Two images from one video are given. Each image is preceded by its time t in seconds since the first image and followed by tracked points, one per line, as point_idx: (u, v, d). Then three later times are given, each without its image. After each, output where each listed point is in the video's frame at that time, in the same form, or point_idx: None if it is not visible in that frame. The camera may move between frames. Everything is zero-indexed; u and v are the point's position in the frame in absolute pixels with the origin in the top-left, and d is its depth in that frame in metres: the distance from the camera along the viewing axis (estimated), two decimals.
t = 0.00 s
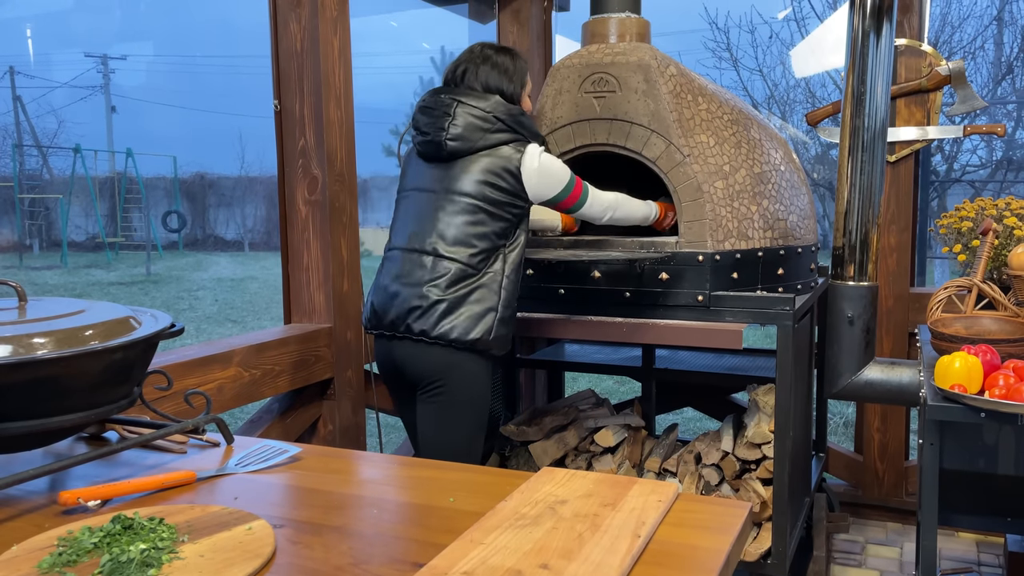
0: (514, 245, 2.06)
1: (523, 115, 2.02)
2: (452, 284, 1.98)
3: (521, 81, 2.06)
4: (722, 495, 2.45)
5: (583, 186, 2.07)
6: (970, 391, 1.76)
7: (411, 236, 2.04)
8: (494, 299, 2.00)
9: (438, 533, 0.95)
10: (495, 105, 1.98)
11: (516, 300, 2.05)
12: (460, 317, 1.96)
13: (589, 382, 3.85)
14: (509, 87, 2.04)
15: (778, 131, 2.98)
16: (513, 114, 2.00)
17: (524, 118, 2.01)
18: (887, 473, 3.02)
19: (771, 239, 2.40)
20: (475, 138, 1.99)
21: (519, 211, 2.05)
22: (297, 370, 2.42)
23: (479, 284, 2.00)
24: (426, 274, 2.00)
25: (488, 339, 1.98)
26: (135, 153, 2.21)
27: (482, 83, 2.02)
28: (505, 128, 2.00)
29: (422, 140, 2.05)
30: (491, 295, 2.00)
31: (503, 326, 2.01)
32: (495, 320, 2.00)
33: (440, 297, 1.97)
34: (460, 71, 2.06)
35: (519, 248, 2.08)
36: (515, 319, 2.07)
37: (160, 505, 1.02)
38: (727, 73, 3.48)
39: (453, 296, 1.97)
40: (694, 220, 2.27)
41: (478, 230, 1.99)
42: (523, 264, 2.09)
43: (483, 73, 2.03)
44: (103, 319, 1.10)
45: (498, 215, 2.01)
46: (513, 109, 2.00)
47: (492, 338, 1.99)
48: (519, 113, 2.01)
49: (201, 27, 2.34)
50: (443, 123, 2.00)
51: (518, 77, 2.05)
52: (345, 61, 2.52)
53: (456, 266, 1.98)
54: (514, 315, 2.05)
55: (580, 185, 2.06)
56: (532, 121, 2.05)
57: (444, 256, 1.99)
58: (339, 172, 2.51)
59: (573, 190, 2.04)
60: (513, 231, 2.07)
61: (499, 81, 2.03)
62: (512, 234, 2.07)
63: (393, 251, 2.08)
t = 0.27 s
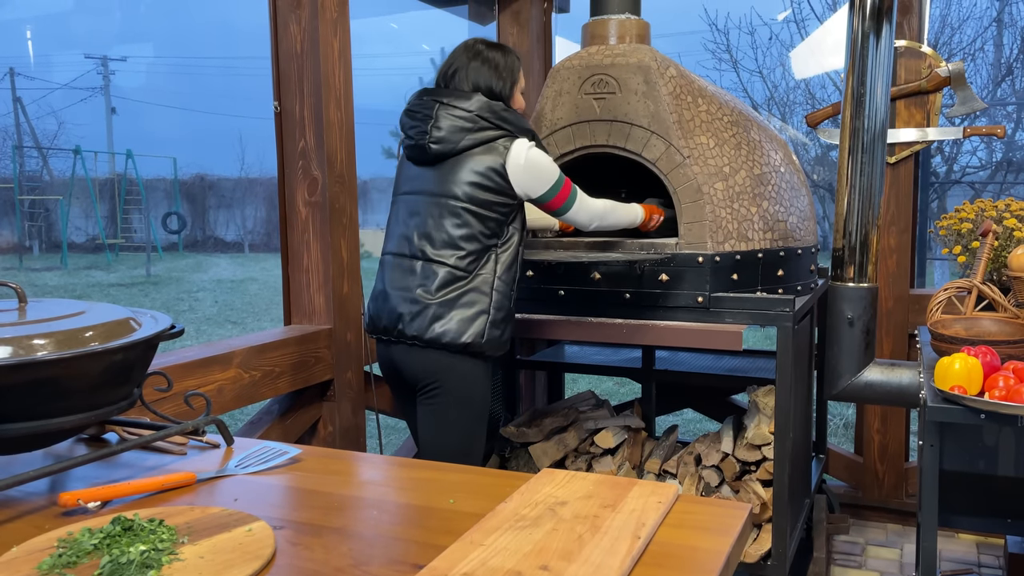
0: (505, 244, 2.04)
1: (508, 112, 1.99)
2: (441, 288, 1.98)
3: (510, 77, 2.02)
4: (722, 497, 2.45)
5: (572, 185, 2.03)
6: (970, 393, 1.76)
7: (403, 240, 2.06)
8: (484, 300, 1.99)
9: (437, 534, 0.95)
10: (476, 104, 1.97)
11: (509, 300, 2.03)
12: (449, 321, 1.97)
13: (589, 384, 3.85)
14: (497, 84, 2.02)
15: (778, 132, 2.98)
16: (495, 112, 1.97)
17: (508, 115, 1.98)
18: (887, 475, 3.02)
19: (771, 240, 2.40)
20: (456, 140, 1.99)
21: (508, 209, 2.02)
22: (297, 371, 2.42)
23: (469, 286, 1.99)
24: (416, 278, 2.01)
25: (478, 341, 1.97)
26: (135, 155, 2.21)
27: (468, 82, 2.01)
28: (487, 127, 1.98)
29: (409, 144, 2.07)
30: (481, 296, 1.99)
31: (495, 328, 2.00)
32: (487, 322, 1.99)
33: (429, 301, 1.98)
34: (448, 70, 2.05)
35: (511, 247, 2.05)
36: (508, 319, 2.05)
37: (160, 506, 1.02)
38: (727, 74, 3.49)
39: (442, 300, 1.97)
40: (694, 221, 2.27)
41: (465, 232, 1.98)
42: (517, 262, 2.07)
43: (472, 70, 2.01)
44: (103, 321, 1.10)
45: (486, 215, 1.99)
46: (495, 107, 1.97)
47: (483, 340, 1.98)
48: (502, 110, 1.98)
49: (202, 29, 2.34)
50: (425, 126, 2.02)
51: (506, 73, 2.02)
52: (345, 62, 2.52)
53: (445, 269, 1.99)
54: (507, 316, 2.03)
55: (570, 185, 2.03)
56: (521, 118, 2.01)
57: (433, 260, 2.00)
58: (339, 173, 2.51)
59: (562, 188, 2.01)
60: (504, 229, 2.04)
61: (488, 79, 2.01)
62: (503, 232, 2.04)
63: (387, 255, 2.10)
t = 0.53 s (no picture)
0: (496, 241, 2.01)
1: (484, 107, 1.93)
2: (433, 292, 1.98)
3: (489, 70, 1.96)
4: (722, 497, 2.45)
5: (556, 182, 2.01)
6: (970, 394, 1.76)
7: (394, 246, 2.06)
8: (476, 301, 1.98)
9: (437, 535, 0.95)
10: (451, 103, 1.93)
11: (503, 298, 2.01)
12: (442, 325, 1.97)
13: (589, 385, 3.85)
14: (477, 79, 1.96)
15: (778, 133, 2.98)
16: (471, 109, 1.93)
17: (486, 111, 1.93)
18: (887, 476, 3.02)
19: (770, 241, 2.41)
20: (433, 141, 1.96)
21: (496, 204, 1.98)
22: (297, 372, 2.42)
23: (460, 289, 1.98)
24: (409, 284, 2.02)
25: (473, 343, 1.97)
26: (136, 156, 2.21)
27: (445, 79, 1.96)
28: (465, 125, 1.94)
29: (391, 149, 2.06)
30: (473, 297, 1.98)
31: (489, 328, 1.99)
32: (480, 322, 1.98)
33: (421, 307, 1.98)
34: (426, 66, 1.99)
35: (502, 243, 2.02)
36: (503, 317, 2.02)
37: (160, 507, 1.02)
38: (726, 75, 3.49)
39: (434, 304, 1.97)
40: (694, 222, 2.27)
41: (452, 234, 1.97)
42: (510, 258, 2.04)
43: (453, 63, 1.95)
44: (103, 322, 1.10)
45: (472, 214, 1.96)
46: (471, 104, 1.93)
47: (477, 342, 1.97)
48: (478, 106, 1.93)
49: (202, 30, 2.34)
50: (404, 130, 2.01)
51: (484, 66, 1.96)
52: (345, 63, 2.52)
53: (436, 274, 1.98)
54: (501, 314, 2.01)
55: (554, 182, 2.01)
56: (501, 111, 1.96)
57: (423, 264, 2.00)
58: (339, 174, 2.51)
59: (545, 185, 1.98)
60: (494, 225, 2.01)
61: (468, 73, 1.95)
62: (493, 229, 2.01)
63: (380, 261, 2.11)
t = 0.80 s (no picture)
0: (485, 243, 2.00)
1: (466, 106, 1.92)
2: (424, 298, 1.98)
3: (471, 68, 1.94)
4: (722, 498, 2.45)
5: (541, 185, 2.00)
6: (970, 394, 1.76)
7: (385, 253, 2.06)
8: (467, 305, 1.97)
9: (437, 535, 0.95)
10: (431, 105, 1.92)
11: (494, 300, 2.00)
12: (435, 330, 1.97)
13: (589, 385, 3.85)
14: (461, 77, 1.94)
15: (778, 133, 2.98)
16: (452, 110, 1.91)
17: (467, 110, 1.92)
18: (887, 476, 3.02)
19: (770, 242, 2.40)
20: (415, 143, 1.96)
21: (484, 203, 1.96)
22: (297, 373, 2.42)
23: (451, 293, 1.97)
24: (400, 291, 2.02)
25: (466, 347, 1.97)
26: (136, 156, 2.21)
27: (427, 80, 1.95)
28: (446, 126, 1.92)
29: (376, 155, 2.06)
30: (464, 301, 1.97)
31: (481, 332, 1.98)
32: (473, 326, 1.97)
33: (413, 314, 1.98)
34: (408, 69, 1.98)
35: (492, 244, 2.01)
36: (495, 320, 2.01)
37: (160, 507, 1.02)
38: (726, 76, 3.49)
39: (425, 310, 1.97)
40: (694, 222, 2.27)
41: (440, 239, 1.96)
42: (501, 259, 2.02)
43: (438, 60, 1.93)
44: (103, 322, 1.10)
45: (458, 217, 1.95)
46: (452, 104, 1.91)
47: (469, 346, 1.97)
48: (459, 106, 1.92)
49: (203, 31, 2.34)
50: (387, 135, 2.01)
51: (466, 64, 1.94)
52: (345, 64, 2.53)
53: (425, 280, 1.98)
54: (493, 317, 2.00)
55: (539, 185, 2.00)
56: (484, 110, 1.94)
57: (413, 270, 2.00)
58: (339, 175, 2.51)
59: (531, 187, 1.97)
60: (482, 226, 1.99)
61: (451, 71, 1.93)
62: (482, 230, 1.99)
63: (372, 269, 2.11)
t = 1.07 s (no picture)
0: (475, 242, 1.98)
1: (446, 104, 1.91)
2: (418, 301, 1.98)
3: (452, 65, 1.93)
4: (722, 498, 2.45)
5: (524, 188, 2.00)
6: (970, 394, 1.76)
7: (378, 259, 2.07)
8: (461, 306, 1.97)
9: (437, 535, 0.95)
10: (411, 107, 1.92)
11: (489, 300, 1.99)
12: (431, 334, 1.97)
13: (589, 385, 3.85)
14: (444, 74, 1.93)
15: (778, 134, 2.98)
16: (432, 109, 1.91)
17: (448, 108, 1.91)
18: (887, 476, 3.02)
19: (770, 242, 2.40)
20: (397, 145, 1.95)
21: (471, 201, 1.95)
22: (297, 373, 2.43)
23: (444, 295, 1.97)
24: (395, 296, 2.02)
25: (463, 349, 1.97)
26: (135, 156, 2.21)
27: (408, 79, 1.95)
28: (428, 125, 1.92)
29: (361, 162, 2.05)
30: (458, 303, 1.97)
31: (477, 333, 1.98)
32: (468, 328, 1.97)
33: (408, 319, 1.99)
34: (393, 65, 1.98)
35: (482, 243, 1.99)
36: (489, 319, 2.00)
37: (160, 507, 1.02)
38: (726, 76, 3.49)
39: (420, 314, 1.97)
40: (694, 222, 2.27)
41: (430, 241, 1.96)
42: (493, 257, 2.01)
43: (422, 57, 1.92)
44: (103, 322, 1.10)
45: (446, 218, 1.94)
46: (433, 103, 1.91)
47: (465, 348, 1.97)
48: (439, 104, 1.91)
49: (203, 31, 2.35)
50: (367, 141, 2.00)
51: (446, 62, 1.93)
52: (345, 64, 2.53)
53: (418, 284, 1.98)
54: (488, 317, 2.00)
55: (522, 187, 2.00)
56: (466, 105, 1.93)
57: (406, 274, 2.00)
58: (339, 175, 2.51)
59: (513, 187, 1.97)
60: (471, 225, 1.98)
61: (434, 68, 1.92)
62: (471, 229, 1.98)
63: (366, 274, 2.11)
